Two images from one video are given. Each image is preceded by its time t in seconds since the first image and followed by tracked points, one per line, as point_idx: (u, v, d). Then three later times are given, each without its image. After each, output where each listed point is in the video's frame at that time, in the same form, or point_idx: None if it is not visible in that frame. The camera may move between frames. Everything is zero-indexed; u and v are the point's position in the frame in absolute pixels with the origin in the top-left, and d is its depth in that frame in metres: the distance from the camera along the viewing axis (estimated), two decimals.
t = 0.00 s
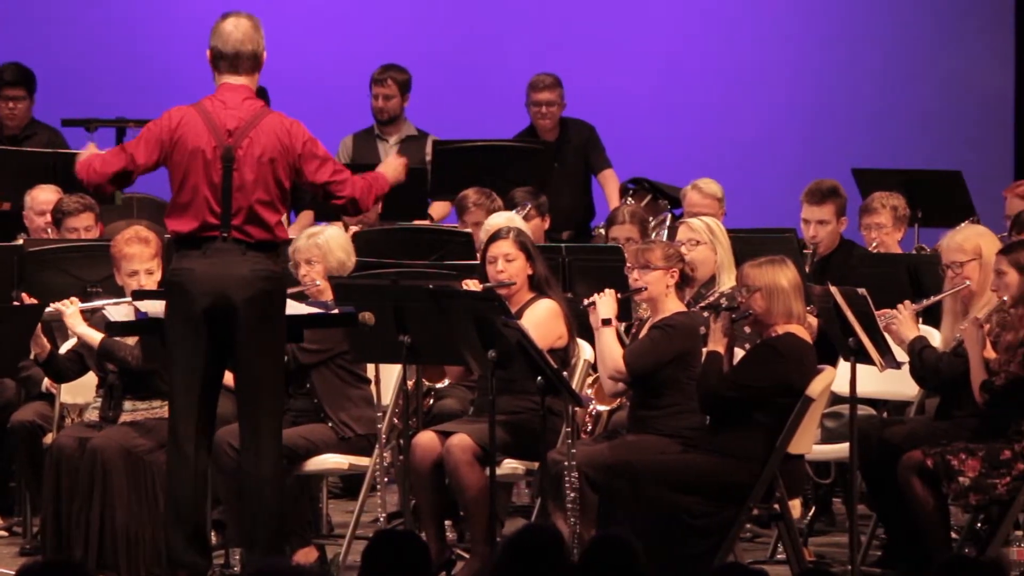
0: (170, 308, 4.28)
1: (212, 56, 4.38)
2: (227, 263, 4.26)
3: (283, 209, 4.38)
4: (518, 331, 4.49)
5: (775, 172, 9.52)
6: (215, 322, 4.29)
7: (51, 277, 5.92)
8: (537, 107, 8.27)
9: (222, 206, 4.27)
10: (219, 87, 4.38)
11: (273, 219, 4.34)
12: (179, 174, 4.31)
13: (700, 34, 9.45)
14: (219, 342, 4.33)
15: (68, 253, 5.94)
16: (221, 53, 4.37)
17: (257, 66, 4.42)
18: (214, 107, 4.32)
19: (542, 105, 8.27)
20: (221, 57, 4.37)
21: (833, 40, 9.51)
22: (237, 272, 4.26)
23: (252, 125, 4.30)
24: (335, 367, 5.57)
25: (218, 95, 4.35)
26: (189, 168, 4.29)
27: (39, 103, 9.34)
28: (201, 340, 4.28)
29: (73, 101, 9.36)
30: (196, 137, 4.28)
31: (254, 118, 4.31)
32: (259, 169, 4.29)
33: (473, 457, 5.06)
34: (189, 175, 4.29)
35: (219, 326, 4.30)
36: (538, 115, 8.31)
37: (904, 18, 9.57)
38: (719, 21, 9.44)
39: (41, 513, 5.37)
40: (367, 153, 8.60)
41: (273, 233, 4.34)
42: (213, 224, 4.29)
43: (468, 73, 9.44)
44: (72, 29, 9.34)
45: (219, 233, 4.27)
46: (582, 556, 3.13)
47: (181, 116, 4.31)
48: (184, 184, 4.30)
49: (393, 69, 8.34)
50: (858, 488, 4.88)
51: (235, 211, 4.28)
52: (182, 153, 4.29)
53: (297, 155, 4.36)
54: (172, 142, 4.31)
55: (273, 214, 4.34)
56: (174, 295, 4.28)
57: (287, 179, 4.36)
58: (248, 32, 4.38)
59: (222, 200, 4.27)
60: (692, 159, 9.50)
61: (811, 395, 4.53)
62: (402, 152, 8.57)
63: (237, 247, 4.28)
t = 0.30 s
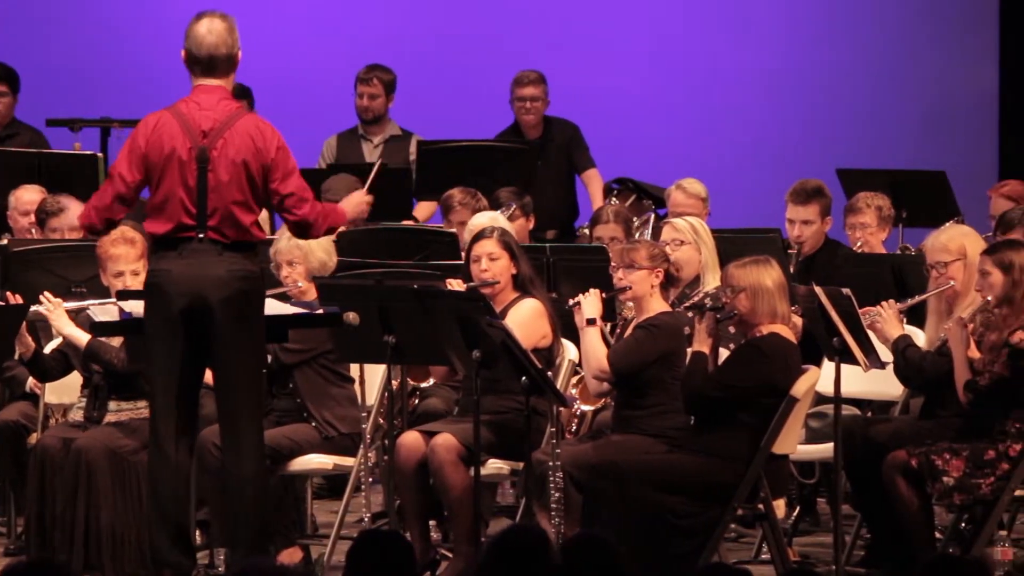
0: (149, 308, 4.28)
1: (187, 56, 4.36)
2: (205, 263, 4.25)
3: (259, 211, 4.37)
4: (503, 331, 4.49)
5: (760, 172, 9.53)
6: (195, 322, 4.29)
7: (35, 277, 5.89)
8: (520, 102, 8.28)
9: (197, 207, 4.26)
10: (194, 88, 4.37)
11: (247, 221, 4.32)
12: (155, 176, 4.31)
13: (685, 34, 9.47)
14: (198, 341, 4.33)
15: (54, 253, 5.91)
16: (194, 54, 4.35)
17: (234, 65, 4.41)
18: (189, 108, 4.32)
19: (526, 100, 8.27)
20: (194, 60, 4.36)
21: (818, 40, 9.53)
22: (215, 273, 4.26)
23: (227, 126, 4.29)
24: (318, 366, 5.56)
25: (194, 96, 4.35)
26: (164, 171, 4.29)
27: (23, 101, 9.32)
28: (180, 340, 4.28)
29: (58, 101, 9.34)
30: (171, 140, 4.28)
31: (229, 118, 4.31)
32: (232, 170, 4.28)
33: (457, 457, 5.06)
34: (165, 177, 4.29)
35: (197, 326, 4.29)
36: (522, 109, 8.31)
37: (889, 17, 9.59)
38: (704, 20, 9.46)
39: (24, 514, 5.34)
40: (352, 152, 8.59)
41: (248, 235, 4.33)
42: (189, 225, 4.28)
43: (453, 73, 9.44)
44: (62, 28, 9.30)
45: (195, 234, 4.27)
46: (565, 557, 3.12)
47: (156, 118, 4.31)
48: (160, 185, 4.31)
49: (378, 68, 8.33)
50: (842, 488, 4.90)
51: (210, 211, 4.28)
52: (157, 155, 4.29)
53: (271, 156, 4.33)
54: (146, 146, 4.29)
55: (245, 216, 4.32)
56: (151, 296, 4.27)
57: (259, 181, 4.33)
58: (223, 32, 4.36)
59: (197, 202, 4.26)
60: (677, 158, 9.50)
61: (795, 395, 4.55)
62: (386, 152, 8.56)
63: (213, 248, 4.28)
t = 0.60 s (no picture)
0: (131, 307, 4.26)
1: (170, 54, 4.33)
2: (187, 261, 4.24)
3: (242, 210, 4.37)
4: (486, 331, 4.48)
5: (743, 172, 9.54)
6: (177, 322, 4.29)
7: (18, 277, 5.83)
8: (503, 107, 8.27)
9: (178, 203, 4.26)
10: (174, 86, 4.36)
11: (230, 219, 4.32)
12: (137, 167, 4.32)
13: (668, 34, 9.48)
14: (180, 341, 4.32)
15: (38, 253, 5.87)
16: (174, 52, 4.33)
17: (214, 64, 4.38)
18: (169, 105, 4.32)
19: (508, 105, 8.26)
20: (173, 59, 4.33)
21: (801, 41, 9.55)
22: (196, 270, 4.24)
23: (207, 123, 4.29)
24: (299, 365, 5.55)
25: (173, 94, 4.34)
26: (145, 168, 4.30)
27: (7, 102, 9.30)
28: (163, 340, 4.27)
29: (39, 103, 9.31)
30: (151, 137, 4.29)
31: (209, 116, 4.30)
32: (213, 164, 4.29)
33: (441, 457, 5.07)
34: (145, 174, 4.30)
35: (178, 324, 4.28)
36: (504, 115, 8.30)
37: (871, 18, 9.62)
38: (686, 20, 9.48)
39: (7, 515, 5.32)
40: (335, 152, 8.58)
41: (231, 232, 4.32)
42: (169, 222, 4.27)
43: (438, 73, 9.46)
44: (48, 28, 9.28)
45: (176, 231, 4.26)
46: (547, 556, 3.12)
47: (137, 113, 4.32)
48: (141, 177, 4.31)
49: (363, 69, 8.32)
50: (825, 487, 4.91)
51: (191, 208, 4.26)
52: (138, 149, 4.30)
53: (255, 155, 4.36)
54: (128, 142, 4.33)
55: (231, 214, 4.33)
56: (133, 295, 4.26)
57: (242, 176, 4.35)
58: (203, 29, 4.32)
59: (178, 199, 4.25)
60: (660, 159, 9.51)
61: (777, 395, 4.56)
62: (370, 152, 8.56)
63: (194, 245, 4.26)
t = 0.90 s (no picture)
0: (116, 308, 4.27)
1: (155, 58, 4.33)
2: (172, 261, 4.24)
3: (225, 214, 4.35)
4: (468, 331, 4.47)
5: (726, 172, 9.54)
6: (159, 323, 4.28)
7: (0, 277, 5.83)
8: (484, 109, 8.27)
9: (163, 206, 4.25)
10: (160, 90, 4.36)
11: (212, 224, 4.30)
12: (121, 173, 4.30)
13: (650, 35, 9.48)
14: (164, 342, 4.32)
15: (20, 254, 5.86)
16: (158, 55, 4.33)
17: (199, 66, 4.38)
18: (155, 108, 4.31)
19: (488, 106, 8.27)
20: (157, 62, 4.33)
21: (783, 41, 9.55)
22: (181, 271, 4.24)
23: (192, 126, 4.28)
24: (281, 366, 5.55)
25: (159, 97, 4.34)
26: (128, 171, 4.28)
27: None
28: (148, 342, 4.26)
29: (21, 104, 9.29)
30: (136, 140, 4.28)
31: (194, 119, 4.30)
32: (198, 170, 4.27)
33: (423, 457, 5.06)
34: (128, 178, 4.28)
35: (162, 325, 4.28)
36: (484, 116, 8.30)
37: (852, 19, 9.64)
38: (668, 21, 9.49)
39: None
40: (318, 153, 8.58)
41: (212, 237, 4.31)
42: (154, 224, 4.26)
43: (420, 73, 9.46)
44: (26, 29, 9.28)
45: (161, 233, 4.25)
46: (529, 555, 3.11)
47: (123, 117, 4.31)
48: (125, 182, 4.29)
49: (343, 69, 8.32)
50: (807, 487, 4.92)
51: (176, 211, 4.26)
52: (123, 153, 4.29)
53: (240, 160, 4.34)
54: (112, 146, 4.31)
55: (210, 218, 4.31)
56: (117, 296, 4.26)
57: (227, 182, 4.33)
58: (188, 32, 4.32)
59: (162, 202, 4.25)
60: (642, 159, 9.52)
61: (760, 395, 4.59)
62: (352, 152, 8.56)
63: (179, 246, 4.26)
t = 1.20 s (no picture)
0: (99, 308, 4.26)
1: (141, 56, 4.32)
2: (155, 260, 4.24)
3: (208, 214, 4.35)
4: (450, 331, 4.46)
5: (708, 172, 9.52)
6: (141, 322, 4.27)
7: None
8: (462, 104, 8.26)
9: (146, 206, 4.24)
10: (144, 88, 4.35)
11: (194, 224, 4.30)
12: (104, 169, 4.28)
13: (634, 35, 9.47)
14: (146, 342, 4.30)
15: (2, 254, 5.85)
16: (142, 54, 4.31)
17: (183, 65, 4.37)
18: (138, 106, 4.30)
19: (467, 102, 8.26)
20: (140, 60, 4.31)
21: (767, 41, 9.53)
22: (164, 270, 4.24)
23: (175, 125, 4.27)
24: (264, 366, 5.54)
25: (143, 94, 4.32)
26: (111, 170, 4.27)
27: None
28: (129, 342, 4.26)
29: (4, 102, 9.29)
30: (119, 138, 4.26)
31: (178, 117, 4.29)
32: (183, 167, 4.26)
33: (404, 457, 5.06)
34: (110, 176, 4.27)
35: (144, 325, 4.27)
36: (464, 112, 8.29)
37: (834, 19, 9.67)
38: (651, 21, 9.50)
39: None
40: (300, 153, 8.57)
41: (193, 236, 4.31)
42: (137, 223, 4.25)
43: (402, 72, 9.47)
44: (10, 28, 9.26)
45: (145, 232, 4.25)
46: (510, 555, 3.11)
47: (106, 115, 4.29)
48: (108, 179, 4.28)
49: (325, 69, 8.31)
50: (789, 487, 4.94)
51: (159, 210, 4.25)
52: (106, 150, 4.27)
53: (222, 158, 4.33)
54: (95, 143, 4.30)
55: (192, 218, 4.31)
56: (100, 295, 4.26)
57: (212, 178, 4.32)
58: (173, 31, 4.30)
59: (145, 201, 4.24)
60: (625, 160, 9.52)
61: (743, 395, 4.61)
62: (334, 152, 8.55)
63: (162, 245, 4.26)
